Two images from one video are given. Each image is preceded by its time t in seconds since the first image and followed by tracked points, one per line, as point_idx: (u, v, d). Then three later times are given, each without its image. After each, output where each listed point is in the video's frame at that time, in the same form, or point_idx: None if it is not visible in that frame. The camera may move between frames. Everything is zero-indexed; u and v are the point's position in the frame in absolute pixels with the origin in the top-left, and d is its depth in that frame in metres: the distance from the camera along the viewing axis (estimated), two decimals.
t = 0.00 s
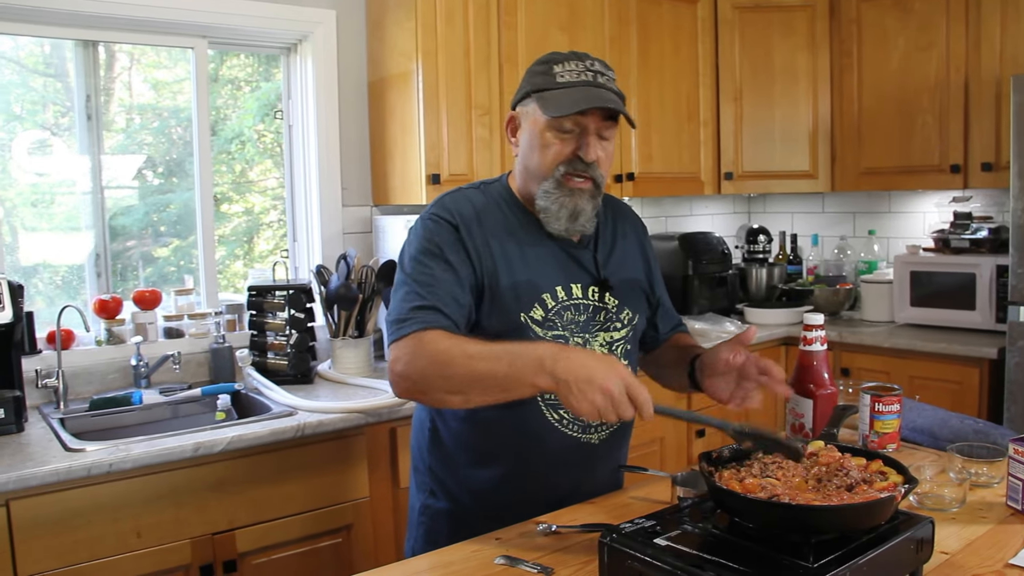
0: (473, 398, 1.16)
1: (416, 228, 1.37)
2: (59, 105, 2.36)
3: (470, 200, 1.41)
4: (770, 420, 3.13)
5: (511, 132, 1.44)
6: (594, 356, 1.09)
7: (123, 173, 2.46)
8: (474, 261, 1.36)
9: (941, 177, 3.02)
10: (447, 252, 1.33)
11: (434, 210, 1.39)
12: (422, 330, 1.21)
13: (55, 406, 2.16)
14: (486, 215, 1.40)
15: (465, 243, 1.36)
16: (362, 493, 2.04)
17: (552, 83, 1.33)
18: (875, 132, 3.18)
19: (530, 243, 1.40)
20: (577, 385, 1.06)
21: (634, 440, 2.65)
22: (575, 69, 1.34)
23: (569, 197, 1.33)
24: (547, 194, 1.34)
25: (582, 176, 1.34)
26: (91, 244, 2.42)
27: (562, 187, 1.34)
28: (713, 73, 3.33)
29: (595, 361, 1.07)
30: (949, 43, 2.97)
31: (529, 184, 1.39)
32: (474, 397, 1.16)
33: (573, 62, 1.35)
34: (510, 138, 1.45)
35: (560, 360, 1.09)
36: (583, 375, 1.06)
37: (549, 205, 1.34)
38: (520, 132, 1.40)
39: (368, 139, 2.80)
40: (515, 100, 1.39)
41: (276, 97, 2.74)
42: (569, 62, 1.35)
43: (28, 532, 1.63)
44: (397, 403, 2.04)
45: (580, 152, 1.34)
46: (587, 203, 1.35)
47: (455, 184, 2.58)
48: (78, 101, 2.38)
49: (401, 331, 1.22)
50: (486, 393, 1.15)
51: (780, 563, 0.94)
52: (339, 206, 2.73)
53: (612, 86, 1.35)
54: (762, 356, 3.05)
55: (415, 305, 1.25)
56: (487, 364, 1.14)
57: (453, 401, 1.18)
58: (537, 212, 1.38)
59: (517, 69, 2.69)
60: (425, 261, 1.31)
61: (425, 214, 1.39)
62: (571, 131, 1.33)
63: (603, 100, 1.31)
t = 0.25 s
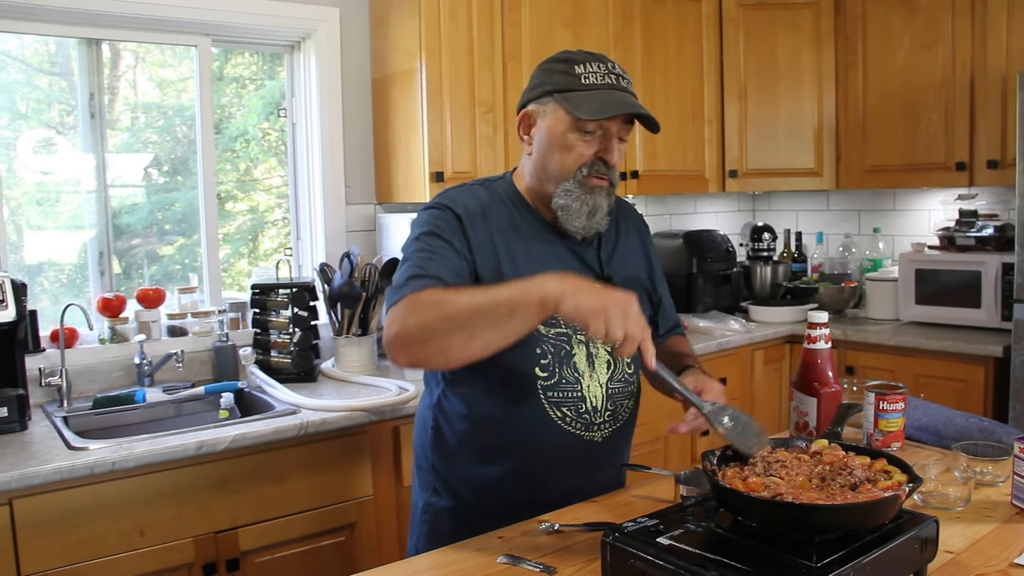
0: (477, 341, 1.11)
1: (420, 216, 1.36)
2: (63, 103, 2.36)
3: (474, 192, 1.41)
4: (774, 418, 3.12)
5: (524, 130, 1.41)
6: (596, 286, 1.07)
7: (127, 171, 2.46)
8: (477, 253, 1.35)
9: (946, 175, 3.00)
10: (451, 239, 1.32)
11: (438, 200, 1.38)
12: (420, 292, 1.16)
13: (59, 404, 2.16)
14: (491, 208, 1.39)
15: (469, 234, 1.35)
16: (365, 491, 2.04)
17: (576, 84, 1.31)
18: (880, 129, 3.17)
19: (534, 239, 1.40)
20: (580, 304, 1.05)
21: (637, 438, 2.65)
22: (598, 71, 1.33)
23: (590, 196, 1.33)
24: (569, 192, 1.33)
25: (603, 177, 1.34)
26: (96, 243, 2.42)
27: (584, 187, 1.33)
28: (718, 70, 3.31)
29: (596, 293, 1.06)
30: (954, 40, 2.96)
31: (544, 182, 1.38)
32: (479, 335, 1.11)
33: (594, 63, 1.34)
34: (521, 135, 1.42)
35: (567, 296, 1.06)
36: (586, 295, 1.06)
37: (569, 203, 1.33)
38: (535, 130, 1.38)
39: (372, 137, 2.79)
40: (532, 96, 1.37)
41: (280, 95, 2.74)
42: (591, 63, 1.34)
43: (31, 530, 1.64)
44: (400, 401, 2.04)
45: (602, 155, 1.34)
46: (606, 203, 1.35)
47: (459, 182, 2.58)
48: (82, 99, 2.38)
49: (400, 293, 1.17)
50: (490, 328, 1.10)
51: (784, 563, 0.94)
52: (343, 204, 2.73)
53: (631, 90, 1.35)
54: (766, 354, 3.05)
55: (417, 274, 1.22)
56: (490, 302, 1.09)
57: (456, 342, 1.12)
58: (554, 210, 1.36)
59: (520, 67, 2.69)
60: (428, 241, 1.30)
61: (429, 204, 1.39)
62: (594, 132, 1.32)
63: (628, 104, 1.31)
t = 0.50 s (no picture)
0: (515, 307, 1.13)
1: (432, 203, 1.36)
2: (65, 102, 2.36)
3: (485, 184, 1.41)
4: (776, 418, 3.12)
5: (529, 129, 1.40)
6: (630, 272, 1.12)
7: (128, 171, 2.45)
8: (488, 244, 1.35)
9: (947, 173, 3.00)
10: (463, 225, 1.33)
11: (451, 188, 1.39)
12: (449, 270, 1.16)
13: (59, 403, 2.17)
14: (501, 200, 1.39)
15: (481, 224, 1.35)
16: (366, 491, 2.04)
17: (583, 84, 1.31)
18: (881, 127, 3.16)
19: (541, 233, 1.40)
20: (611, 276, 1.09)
21: (638, 437, 2.65)
22: (605, 71, 1.32)
23: (594, 198, 1.33)
24: (572, 192, 1.34)
25: (607, 178, 1.35)
26: (97, 242, 2.42)
27: (588, 188, 1.34)
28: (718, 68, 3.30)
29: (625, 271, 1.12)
30: (955, 38, 2.95)
31: (548, 181, 1.38)
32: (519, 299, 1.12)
33: (599, 63, 1.33)
34: (524, 134, 1.41)
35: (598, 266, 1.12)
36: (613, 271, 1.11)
37: (574, 203, 1.34)
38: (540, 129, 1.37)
39: (372, 136, 2.79)
40: (537, 95, 1.35)
41: (281, 94, 2.74)
42: (597, 63, 1.33)
43: (31, 530, 1.64)
44: (401, 401, 2.04)
45: (607, 155, 1.34)
46: (609, 204, 1.35)
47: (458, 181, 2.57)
48: (82, 98, 2.38)
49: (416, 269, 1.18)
50: (531, 296, 1.12)
51: (783, 563, 0.94)
52: (343, 203, 2.73)
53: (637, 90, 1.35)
54: (767, 352, 3.04)
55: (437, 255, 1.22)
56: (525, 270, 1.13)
57: (496, 307, 1.13)
58: (557, 209, 1.37)
59: (520, 66, 2.68)
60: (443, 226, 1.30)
61: (441, 192, 1.39)
62: (600, 132, 1.32)
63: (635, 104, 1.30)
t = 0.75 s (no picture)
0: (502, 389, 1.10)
1: (429, 220, 1.34)
2: (66, 101, 2.36)
3: (481, 194, 1.39)
4: (777, 418, 3.11)
5: (535, 126, 1.39)
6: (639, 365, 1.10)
7: (129, 169, 2.45)
8: (490, 253, 1.34)
9: (948, 172, 3.00)
10: (463, 244, 1.31)
11: (446, 202, 1.36)
12: (450, 317, 1.17)
13: (59, 402, 2.17)
14: (500, 208, 1.38)
15: (481, 236, 1.34)
16: (366, 490, 2.04)
17: (593, 83, 1.30)
18: (882, 126, 3.16)
19: (542, 239, 1.40)
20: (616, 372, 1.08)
21: (638, 437, 2.64)
22: (613, 72, 1.32)
23: (600, 197, 1.34)
24: (579, 191, 1.34)
25: (614, 177, 1.35)
26: (98, 241, 2.42)
27: (594, 187, 1.34)
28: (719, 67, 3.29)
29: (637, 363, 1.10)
30: (956, 37, 2.95)
31: (554, 180, 1.37)
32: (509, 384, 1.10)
33: (608, 63, 1.33)
34: (531, 132, 1.40)
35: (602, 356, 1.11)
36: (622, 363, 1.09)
37: (580, 202, 1.34)
38: (548, 128, 1.36)
39: (372, 135, 2.79)
40: (545, 94, 1.35)
41: (282, 93, 2.73)
42: (605, 63, 1.33)
43: (31, 529, 1.64)
44: (401, 400, 2.04)
45: (615, 154, 1.34)
46: (615, 203, 1.36)
47: (459, 180, 2.57)
48: (83, 97, 2.38)
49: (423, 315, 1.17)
50: (520, 383, 1.09)
51: (782, 563, 0.93)
52: (343, 202, 2.72)
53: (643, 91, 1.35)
54: (767, 351, 3.04)
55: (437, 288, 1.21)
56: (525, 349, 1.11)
57: (483, 388, 1.11)
58: (563, 208, 1.37)
59: (521, 65, 2.68)
60: (441, 248, 1.28)
61: (437, 207, 1.36)
62: (608, 132, 1.32)
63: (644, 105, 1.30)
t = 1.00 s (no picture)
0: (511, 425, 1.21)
1: (424, 237, 1.36)
2: (67, 100, 2.36)
3: (475, 201, 1.39)
4: (778, 420, 3.10)
5: (515, 133, 1.43)
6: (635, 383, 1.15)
7: (130, 168, 2.45)
8: (485, 262, 1.35)
9: (949, 172, 2.99)
10: (458, 258, 1.32)
11: (440, 215, 1.37)
12: (453, 350, 1.23)
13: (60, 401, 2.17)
14: (494, 215, 1.38)
15: (475, 247, 1.34)
16: (366, 489, 2.03)
17: (560, 84, 1.32)
18: (883, 126, 3.15)
19: (538, 242, 1.39)
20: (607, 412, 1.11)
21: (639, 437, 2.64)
22: (582, 70, 1.32)
23: (580, 199, 1.33)
24: (557, 196, 1.34)
25: (593, 177, 1.34)
26: (99, 240, 2.42)
27: (573, 190, 1.33)
28: (720, 66, 3.29)
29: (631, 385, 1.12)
30: (957, 37, 2.95)
31: (538, 184, 1.38)
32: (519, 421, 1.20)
33: (577, 62, 1.34)
34: (513, 139, 1.43)
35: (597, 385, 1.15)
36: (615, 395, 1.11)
37: (561, 207, 1.34)
38: (525, 133, 1.39)
39: (373, 134, 2.78)
40: (520, 99, 1.37)
41: (283, 92, 2.73)
42: (574, 62, 1.34)
43: (31, 528, 1.64)
44: (401, 400, 2.04)
45: (590, 153, 1.34)
46: (597, 202, 1.35)
47: (460, 180, 2.57)
48: (84, 96, 2.38)
49: (429, 347, 1.24)
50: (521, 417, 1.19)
51: (783, 564, 0.93)
52: (344, 202, 2.72)
53: (618, 84, 1.35)
54: (769, 351, 3.04)
55: (436, 320, 1.26)
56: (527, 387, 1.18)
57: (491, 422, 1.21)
58: (547, 213, 1.37)
59: (522, 64, 2.68)
60: (438, 271, 1.31)
61: (431, 221, 1.38)
62: (581, 131, 1.32)
63: (613, 100, 1.30)
